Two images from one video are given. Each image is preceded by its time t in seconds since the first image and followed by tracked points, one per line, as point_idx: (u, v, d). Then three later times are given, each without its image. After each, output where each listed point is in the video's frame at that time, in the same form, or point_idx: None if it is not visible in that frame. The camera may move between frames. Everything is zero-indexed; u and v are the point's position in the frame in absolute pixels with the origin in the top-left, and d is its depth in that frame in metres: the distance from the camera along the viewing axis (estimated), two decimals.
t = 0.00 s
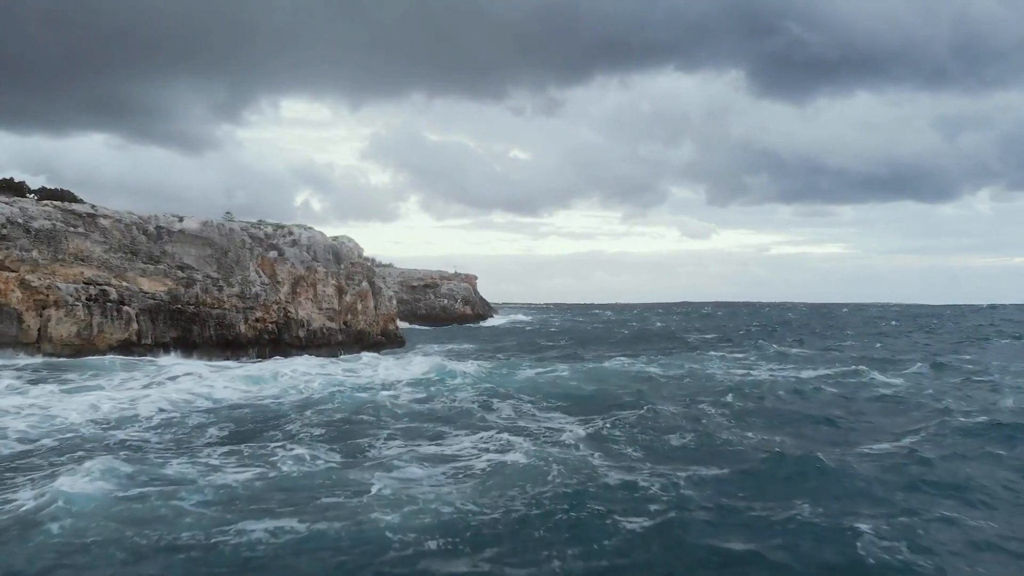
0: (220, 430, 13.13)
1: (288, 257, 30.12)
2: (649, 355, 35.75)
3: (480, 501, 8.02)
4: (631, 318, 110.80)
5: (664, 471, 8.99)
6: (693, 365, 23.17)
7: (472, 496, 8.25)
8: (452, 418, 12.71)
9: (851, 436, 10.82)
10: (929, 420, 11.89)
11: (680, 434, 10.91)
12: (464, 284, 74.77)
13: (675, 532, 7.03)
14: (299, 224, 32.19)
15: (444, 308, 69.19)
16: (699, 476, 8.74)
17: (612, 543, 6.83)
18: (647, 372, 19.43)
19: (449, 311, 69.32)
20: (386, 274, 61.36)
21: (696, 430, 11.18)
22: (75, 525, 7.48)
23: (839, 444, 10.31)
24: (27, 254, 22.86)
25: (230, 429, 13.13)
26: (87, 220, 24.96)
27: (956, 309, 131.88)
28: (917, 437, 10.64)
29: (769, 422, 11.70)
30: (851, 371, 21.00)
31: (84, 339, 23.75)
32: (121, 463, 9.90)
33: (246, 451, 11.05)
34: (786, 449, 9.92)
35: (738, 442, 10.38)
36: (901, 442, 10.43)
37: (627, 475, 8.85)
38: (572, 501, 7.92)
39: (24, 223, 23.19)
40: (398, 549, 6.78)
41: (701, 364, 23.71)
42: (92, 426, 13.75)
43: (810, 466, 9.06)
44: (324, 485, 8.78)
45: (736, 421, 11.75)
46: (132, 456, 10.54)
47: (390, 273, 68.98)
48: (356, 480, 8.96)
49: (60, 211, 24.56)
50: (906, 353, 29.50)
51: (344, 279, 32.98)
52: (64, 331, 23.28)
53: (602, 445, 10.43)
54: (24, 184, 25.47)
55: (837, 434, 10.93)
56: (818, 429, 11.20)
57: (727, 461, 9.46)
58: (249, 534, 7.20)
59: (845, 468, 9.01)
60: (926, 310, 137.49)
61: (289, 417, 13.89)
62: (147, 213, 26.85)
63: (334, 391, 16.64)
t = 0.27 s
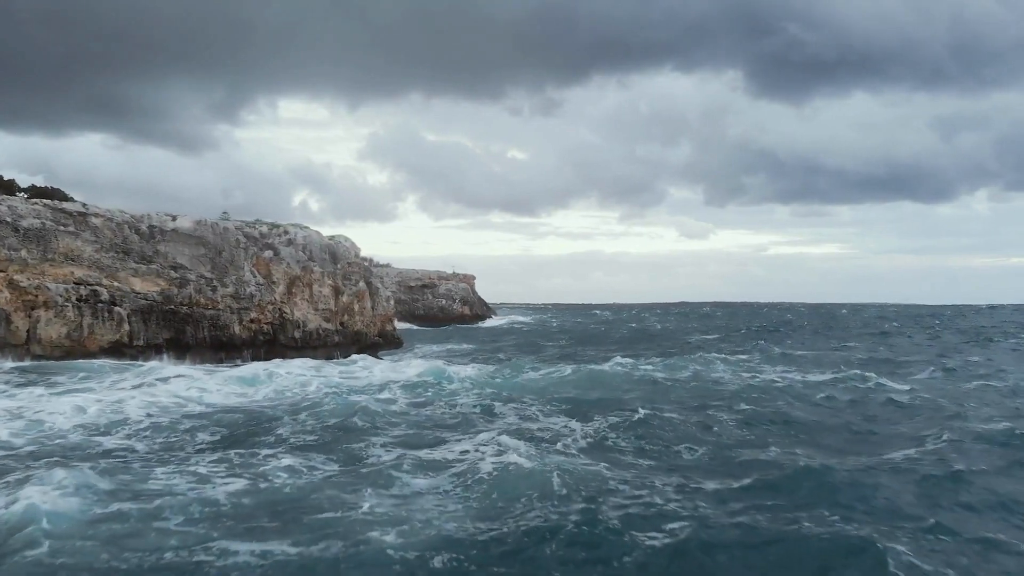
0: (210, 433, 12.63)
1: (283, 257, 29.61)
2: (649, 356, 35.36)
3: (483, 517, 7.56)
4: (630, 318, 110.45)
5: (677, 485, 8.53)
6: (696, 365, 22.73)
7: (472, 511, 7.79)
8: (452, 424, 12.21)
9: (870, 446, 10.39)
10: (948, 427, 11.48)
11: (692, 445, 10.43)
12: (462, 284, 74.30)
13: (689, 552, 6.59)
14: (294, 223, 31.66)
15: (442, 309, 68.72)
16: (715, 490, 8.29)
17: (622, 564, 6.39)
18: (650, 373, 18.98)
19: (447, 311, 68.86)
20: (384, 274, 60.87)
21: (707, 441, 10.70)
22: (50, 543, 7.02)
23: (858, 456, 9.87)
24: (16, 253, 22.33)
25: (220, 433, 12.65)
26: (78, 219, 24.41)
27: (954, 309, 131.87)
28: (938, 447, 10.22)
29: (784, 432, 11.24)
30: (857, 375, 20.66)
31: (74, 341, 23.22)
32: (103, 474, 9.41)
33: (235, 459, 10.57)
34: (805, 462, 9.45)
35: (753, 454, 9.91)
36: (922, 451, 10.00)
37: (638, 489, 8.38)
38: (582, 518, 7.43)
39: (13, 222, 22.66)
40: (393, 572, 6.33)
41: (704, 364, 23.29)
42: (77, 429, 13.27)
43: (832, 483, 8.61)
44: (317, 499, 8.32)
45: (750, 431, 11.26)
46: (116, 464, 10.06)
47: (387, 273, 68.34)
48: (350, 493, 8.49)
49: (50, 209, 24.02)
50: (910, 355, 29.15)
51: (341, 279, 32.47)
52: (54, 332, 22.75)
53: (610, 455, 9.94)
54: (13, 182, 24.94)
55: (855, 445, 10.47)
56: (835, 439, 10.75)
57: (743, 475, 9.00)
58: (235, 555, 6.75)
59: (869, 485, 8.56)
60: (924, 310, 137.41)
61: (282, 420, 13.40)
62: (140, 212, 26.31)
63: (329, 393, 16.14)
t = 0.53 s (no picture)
0: (199, 437, 12.17)
1: (278, 256, 29.11)
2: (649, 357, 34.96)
3: (486, 534, 7.15)
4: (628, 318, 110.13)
5: (689, 499, 8.13)
6: (699, 366, 22.33)
7: (473, 527, 7.35)
8: (451, 429, 11.78)
9: (885, 456, 10.01)
10: (966, 434, 11.10)
11: (702, 455, 10.02)
12: (460, 283, 73.86)
13: None
14: (290, 222, 31.16)
15: (439, 309, 68.29)
16: (728, 505, 7.88)
17: None
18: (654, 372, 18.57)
19: (445, 311, 68.43)
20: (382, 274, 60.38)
21: (718, 450, 10.29)
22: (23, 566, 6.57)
23: (875, 467, 9.48)
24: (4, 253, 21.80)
25: (211, 437, 12.19)
26: (68, 218, 23.88)
27: (952, 308, 131.84)
28: (958, 457, 9.84)
29: (797, 440, 10.85)
30: (863, 378, 20.29)
31: (64, 342, 22.70)
32: (86, 485, 8.97)
33: (225, 468, 10.12)
34: (822, 475, 9.06)
35: (767, 465, 9.51)
36: (942, 462, 9.62)
37: (650, 503, 7.97)
38: (591, 535, 7.02)
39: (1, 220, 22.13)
40: None
41: (707, 365, 22.88)
42: (61, 431, 12.80)
43: (851, 499, 8.22)
44: (309, 514, 7.89)
45: (762, 439, 10.85)
46: (100, 474, 9.60)
47: (384, 273, 67.85)
48: (344, 508, 8.06)
49: (40, 208, 23.49)
50: (913, 357, 28.83)
51: (337, 279, 31.97)
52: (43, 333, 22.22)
53: (617, 464, 9.53)
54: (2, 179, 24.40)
55: (872, 455, 10.08)
56: (851, 448, 10.36)
57: (758, 488, 8.60)
58: None
59: (890, 500, 8.19)
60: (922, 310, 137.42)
61: (276, 423, 12.95)
62: (132, 210, 25.78)
63: (325, 395, 15.68)
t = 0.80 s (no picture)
0: (189, 442, 11.69)
1: (273, 256, 28.60)
2: (650, 358, 34.52)
3: (491, 554, 6.69)
4: (626, 318, 109.73)
5: (706, 515, 7.68)
6: (704, 368, 21.87)
7: (478, 546, 6.90)
8: (453, 436, 11.31)
9: (904, 466, 9.62)
10: (986, 442, 10.70)
11: (717, 466, 9.57)
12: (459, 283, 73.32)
13: None
14: (286, 221, 30.63)
15: (437, 309, 67.77)
16: (746, 523, 7.46)
17: None
18: (658, 375, 18.10)
19: (443, 312, 67.92)
20: (379, 274, 59.79)
21: (733, 460, 9.84)
22: None
23: (894, 478, 9.09)
24: None
25: (202, 443, 11.71)
26: (57, 216, 23.31)
27: (950, 308, 131.75)
28: (981, 467, 9.46)
29: (811, 448, 10.46)
30: (871, 382, 19.87)
31: (53, 343, 22.17)
32: (67, 499, 8.50)
33: (215, 478, 9.65)
34: (844, 489, 8.62)
35: (786, 478, 9.06)
36: (968, 473, 9.20)
37: (664, 520, 7.53)
38: (604, 556, 6.58)
39: None
40: None
41: (711, 368, 22.43)
42: (45, 437, 12.26)
43: (877, 516, 7.79)
44: (303, 530, 7.45)
45: (777, 448, 10.40)
46: (83, 484, 9.12)
47: (381, 273, 67.34)
48: (341, 524, 7.62)
49: (28, 206, 22.94)
50: (918, 359, 28.49)
51: (333, 279, 31.46)
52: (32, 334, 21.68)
53: (629, 476, 9.07)
54: None
55: (893, 465, 9.66)
56: (869, 458, 9.95)
57: (778, 503, 8.16)
58: None
59: (919, 517, 7.75)
60: (920, 310, 137.53)
61: (270, 428, 12.46)
62: (124, 209, 25.23)
63: (321, 397, 15.20)
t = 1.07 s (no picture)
0: (179, 448, 11.21)
1: (268, 255, 28.10)
2: (650, 359, 34.12)
3: None
4: (624, 318, 109.33)
5: (725, 533, 7.25)
6: (708, 370, 21.45)
7: (482, 566, 6.47)
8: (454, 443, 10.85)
9: (924, 476, 9.22)
10: (1006, 450, 10.31)
11: (732, 478, 9.13)
12: (457, 283, 72.75)
13: None
14: (281, 220, 30.11)
15: (435, 309, 67.26)
16: (765, 542, 7.05)
17: None
18: (663, 377, 17.66)
19: (441, 312, 67.41)
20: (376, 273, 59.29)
21: (748, 471, 9.40)
22: None
23: (916, 490, 8.68)
24: None
25: (191, 449, 11.23)
26: (46, 214, 22.76)
27: (947, 307, 131.91)
28: (1005, 477, 9.06)
29: (826, 457, 10.05)
30: (879, 385, 19.48)
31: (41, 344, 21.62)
32: (46, 513, 8.02)
33: (206, 489, 9.19)
34: (867, 503, 8.20)
35: (806, 491, 8.63)
36: (996, 485, 8.78)
37: (679, 537, 7.10)
38: None
39: None
40: None
41: (715, 370, 21.99)
42: (28, 442, 11.76)
43: (907, 534, 7.36)
44: (295, 549, 7.00)
45: (793, 457, 9.97)
46: (65, 496, 8.64)
47: (379, 272, 66.80)
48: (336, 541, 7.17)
49: (17, 204, 22.39)
50: (923, 361, 28.09)
51: (330, 279, 30.96)
52: (20, 335, 21.14)
53: (640, 489, 8.62)
54: None
55: (913, 475, 9.26)
56: (887, 468, 9.55)
57: (801, 520, 7.72)
58: None
59: (951, 537, 7.32)
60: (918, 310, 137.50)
61: (263, 433, 11.97)
62: (115, 207, 24.67)
63: (316, 401, 14.72)
